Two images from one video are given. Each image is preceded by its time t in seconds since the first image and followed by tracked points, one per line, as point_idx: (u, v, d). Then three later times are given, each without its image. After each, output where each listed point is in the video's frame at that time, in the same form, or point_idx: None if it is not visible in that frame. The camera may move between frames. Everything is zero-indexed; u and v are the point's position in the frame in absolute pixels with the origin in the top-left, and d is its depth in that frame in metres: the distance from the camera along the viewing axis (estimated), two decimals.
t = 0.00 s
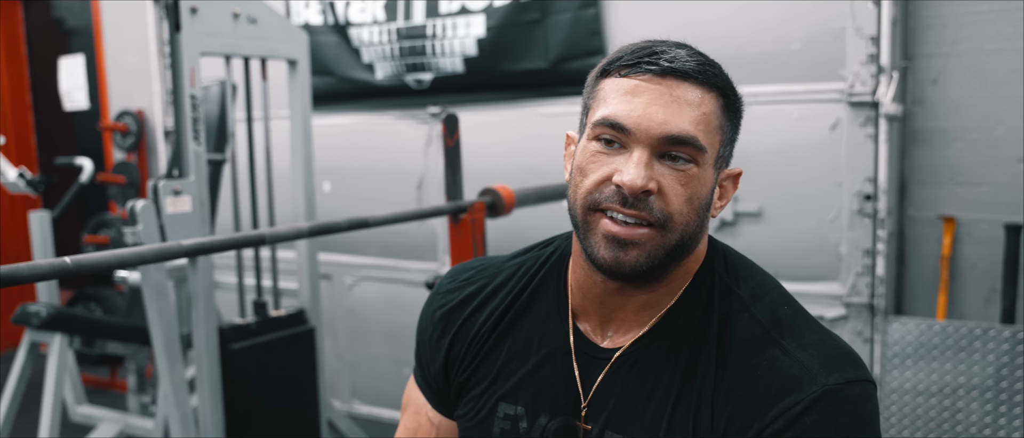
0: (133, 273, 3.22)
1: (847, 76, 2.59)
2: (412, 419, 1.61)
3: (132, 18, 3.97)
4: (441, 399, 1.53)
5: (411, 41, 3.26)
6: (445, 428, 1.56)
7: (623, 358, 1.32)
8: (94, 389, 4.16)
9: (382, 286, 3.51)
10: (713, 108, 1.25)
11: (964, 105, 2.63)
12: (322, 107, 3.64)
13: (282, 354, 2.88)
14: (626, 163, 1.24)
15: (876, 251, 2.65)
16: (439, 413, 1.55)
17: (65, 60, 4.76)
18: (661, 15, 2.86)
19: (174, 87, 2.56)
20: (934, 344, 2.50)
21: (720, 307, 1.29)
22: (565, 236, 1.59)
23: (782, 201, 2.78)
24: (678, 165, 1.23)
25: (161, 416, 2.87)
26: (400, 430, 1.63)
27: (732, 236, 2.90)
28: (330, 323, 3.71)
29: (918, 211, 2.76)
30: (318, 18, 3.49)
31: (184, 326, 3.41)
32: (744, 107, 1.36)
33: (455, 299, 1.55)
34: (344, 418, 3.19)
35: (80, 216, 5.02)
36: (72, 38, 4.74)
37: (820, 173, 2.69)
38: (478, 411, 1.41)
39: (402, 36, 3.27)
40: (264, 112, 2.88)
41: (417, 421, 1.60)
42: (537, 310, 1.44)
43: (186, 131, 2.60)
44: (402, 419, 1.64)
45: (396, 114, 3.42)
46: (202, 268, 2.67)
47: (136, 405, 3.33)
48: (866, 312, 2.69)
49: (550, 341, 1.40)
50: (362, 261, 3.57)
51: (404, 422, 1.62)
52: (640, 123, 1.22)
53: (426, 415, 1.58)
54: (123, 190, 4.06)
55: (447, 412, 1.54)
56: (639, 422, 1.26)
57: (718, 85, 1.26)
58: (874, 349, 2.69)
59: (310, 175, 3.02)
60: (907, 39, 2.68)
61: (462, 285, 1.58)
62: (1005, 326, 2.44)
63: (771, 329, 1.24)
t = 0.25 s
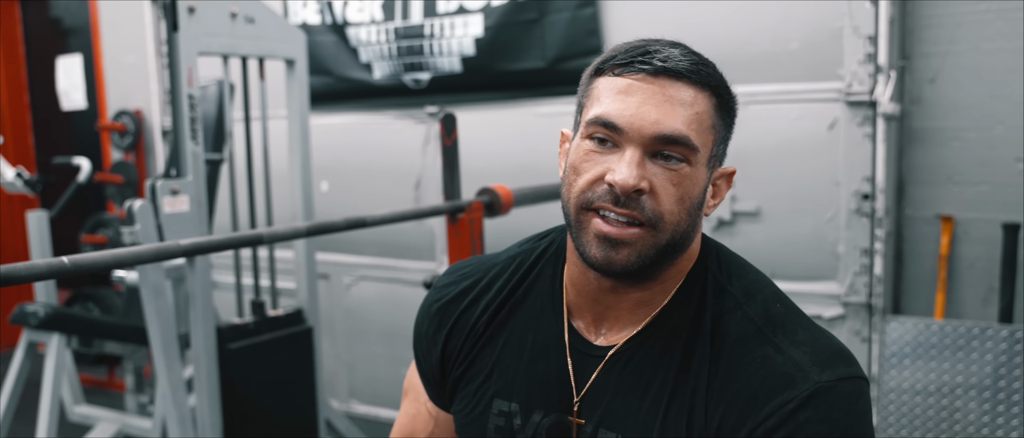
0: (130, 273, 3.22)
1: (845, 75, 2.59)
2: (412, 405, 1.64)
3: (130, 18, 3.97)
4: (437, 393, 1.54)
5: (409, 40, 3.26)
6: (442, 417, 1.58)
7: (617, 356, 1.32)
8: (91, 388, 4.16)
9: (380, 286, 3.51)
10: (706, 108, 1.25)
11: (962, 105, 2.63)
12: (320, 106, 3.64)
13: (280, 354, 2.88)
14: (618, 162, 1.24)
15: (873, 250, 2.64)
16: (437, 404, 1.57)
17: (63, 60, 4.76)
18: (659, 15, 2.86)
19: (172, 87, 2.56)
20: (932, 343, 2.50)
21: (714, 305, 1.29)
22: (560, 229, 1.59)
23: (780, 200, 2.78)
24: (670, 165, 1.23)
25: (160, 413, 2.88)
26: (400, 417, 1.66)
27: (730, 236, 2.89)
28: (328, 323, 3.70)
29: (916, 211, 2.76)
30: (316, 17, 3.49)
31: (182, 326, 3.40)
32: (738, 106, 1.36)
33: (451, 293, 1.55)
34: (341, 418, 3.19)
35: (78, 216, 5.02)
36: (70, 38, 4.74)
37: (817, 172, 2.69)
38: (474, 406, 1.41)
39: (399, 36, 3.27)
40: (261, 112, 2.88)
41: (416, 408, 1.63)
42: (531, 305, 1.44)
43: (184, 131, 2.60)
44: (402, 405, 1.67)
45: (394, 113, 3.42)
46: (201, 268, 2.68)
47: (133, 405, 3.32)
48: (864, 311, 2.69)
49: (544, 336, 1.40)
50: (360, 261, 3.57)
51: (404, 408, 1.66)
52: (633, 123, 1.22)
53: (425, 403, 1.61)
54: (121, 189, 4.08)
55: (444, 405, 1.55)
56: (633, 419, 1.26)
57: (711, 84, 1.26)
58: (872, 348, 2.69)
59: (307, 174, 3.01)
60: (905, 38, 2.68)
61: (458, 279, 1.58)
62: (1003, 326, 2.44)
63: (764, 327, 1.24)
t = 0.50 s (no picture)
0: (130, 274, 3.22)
1: (845, 76, 2.59)
2: (409, 402, 1.64)
3: (131, 20, 3.98)
4: (436, 393, 1.54)
5: (409, 41, 3.26)
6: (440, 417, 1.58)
7: (615, 357, 1.32)
8: (92, 389, 4.17)
9: (380, 287, 3.51)
10: (700, 108, 1.24)
11: (962, 105, 2.63)
12: (320, 108, 3.64)
13: (280, 354, 2.88)
14: (613, 162, 1.24)
15: (874, 251, 2.64)
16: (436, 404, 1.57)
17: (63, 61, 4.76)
18: (658, 15, 2.86)
19: (173, 88, 2.56)
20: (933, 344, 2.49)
21: (712, 306, 1.29)
22: (560, 231, 1.59)
23: (781, 201, 2.77)
24: (665, 165, 1.23)
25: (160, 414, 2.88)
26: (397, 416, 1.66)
27: (730, 236, 2.89)
28: (328, 324, 3.70)
29: (917, 211, 2.76)
30: (316, 19, 3.49)
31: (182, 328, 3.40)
32: (735, 106, 1.35)
33: (450, 294, 1.55)
34: (342, 419, 3.19)
35: (78, 217, 5.03)
36: (70, 39, 4.74)
37: (818, 173, 2.69)
38: (473, 407, 1.41)
39: (399, 37, 3.27)
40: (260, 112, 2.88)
41: (413, 405, 1.63)
42: (531, 306, 1.44)
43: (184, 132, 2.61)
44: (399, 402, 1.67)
45: (393, 115, 3.43)
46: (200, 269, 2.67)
47: (134, 406, 3.32)
48: (865, 312, 2.68)
49: (544, 338, 1.40)
50: (360, 262, 3.57)
51: (401, 405, 1.66)
52: (627, 122, 1.22)
53: (423, 402, 1.61)
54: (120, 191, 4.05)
55: (443, 406, 1.55)
56: (631, 421, 1.26)
57: (706, 84, 1.26)
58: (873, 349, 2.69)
59: (307, 175, 3.02)
60: (905, 38, 2.68)
61: (458, 280, 1.58)
62: (1004, 326, 2.44)
63: (762, 328, 1.24)
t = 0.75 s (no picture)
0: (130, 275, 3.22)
1: (845, 76, 2.59)
2: (407, 404, 1.64)
3: (130, 20, 3.97)
4: (436, 393, 1.54)
5: (409, 42, 3.26)
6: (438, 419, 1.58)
7: (614, 360, 1.32)
8: (92, 390, 4.16)
9: (380, 287, 3.51)
10: (700, 111, 1.24)
11: (961, 106, 2.63)
12: (320, 108, 3.63)
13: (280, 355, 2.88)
14: (613, 166, 1.24)
15: (873, 251, 2.65)
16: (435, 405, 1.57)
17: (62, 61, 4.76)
18: (658, 16, 2.86)
19: (172, 89, 2.56)
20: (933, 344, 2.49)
21: (711, 308, 1.29)
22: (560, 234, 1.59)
23: (780, 201, 2.77)
24: (665, 168, 1.23)
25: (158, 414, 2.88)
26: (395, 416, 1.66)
27: (729, 237, 2.89)
28: (328, 324, 3.70)
29: (916, 212, 2.76)
30: (315, 19, 3.49)
31: (181, 328, 3.40)
32: (735, 109, 1.35)
33: (450, 295, 1.55)
34: (342, 420, 3.19)
35: (78, 217, 5.02)
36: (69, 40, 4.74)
37: (817, 173, 2.69)
38: (474, 408, 1.41)
39: (399, 37, 3.27)
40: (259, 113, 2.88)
41: (411, 407, 1.63)
42: (531, 308, 1.44)
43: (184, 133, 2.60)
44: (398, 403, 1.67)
45: (393, 115, 3.43)
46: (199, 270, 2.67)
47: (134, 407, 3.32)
48: (864, 312, 2.68)
49: (544, 340, 1.40)
50: (360, 262, 3.57)
51: (399, 407, 1.66)
52: (627, 126, 1.22)
53: (421, 403, 1.61)
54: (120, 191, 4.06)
55: (442, 406, 1.55)
56: (630, 422, 1.26)
57: (705, 87, 1.26)
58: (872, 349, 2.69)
59: (307, 176, 3.02)
60: (904, 39, 2.68)
61: (458, 281, 1.58)
62: (1003, 326, 2.44)
63: (761, 331, 1.24)
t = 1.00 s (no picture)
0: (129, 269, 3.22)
1: (844, 71, 2.59)
2: (409, 399, 1.64)
3: (128, 14, 3.97)
4: (438, 387, 1.54)
5: (407, 36, 3.26)
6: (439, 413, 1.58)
7: (616, 354, 1.32)
8: (91, 384, 4.17)
9: (379, 282, 3.51)
10: (707, 106, 1.24)
11: (961, 100, 2.63)
12: (318, 102, 3.63)
13: (279, 349, 2.88)
14: (621, 161, 1.23)
15: (872, 245, 2.65)
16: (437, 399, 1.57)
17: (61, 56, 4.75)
18: (657, 10, 2.85)
19: (171, 82, 2.56)
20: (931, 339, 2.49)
21: (714, 303, 1.29)
22: (562, 229, 1.59)
23: (779, 195, 2.77)
24: (673, 164, 1.23)
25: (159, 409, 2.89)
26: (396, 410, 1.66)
27: (728, 231, 2.89)
28: (327, 319, 3.71)
29: (915, 206, 2.76)
30: (313, 13, 3.49)
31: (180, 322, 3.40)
32: (740, 104, 1.35)
33: (453, 290, 1.55)
34: (340, 414, 3.19)
35: (77, 212, 5.03)
36: (67, 34, 4.73)
37: (816, 167, 2.69)
38: (476, 402, 1.42)
39: (397, 31, 3.27)
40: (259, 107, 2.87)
41: (412, 402, 1.63)
42: (534, 303, 1.44)
43: (183, 127, 2.60)
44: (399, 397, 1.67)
45: (392, 109, 3.42)
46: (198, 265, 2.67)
47: (133, 400, 3.32)
48: (863, 307, 2.68)
49: (547, 334, 1.40)
50: (359, 257, 3.57)
51: (400, 401, 1.66)
52: (636, 121, 1.22)
53: (422, 397, 1.61)
54: (119, 185, 4.08)
55: (444, 400, 1.55)
56: (631, 416, 1.26)
57: (713, 82, 1.26)
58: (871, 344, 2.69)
59: (306, 170, 3.02)
60: (904, 33, 2.68)
61: (460, 276, 1.58)
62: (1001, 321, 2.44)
63: (763, 326, 1.24)
